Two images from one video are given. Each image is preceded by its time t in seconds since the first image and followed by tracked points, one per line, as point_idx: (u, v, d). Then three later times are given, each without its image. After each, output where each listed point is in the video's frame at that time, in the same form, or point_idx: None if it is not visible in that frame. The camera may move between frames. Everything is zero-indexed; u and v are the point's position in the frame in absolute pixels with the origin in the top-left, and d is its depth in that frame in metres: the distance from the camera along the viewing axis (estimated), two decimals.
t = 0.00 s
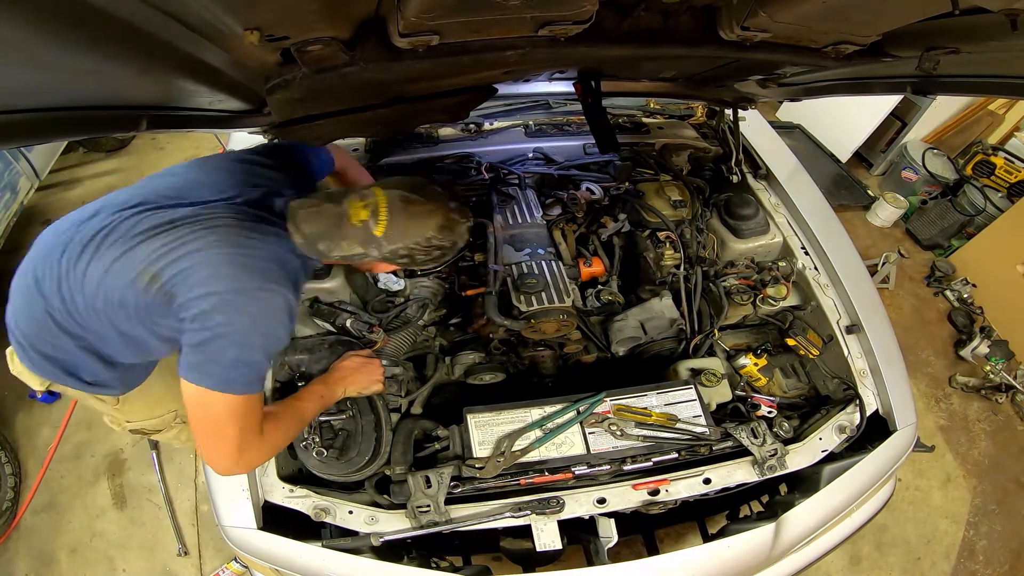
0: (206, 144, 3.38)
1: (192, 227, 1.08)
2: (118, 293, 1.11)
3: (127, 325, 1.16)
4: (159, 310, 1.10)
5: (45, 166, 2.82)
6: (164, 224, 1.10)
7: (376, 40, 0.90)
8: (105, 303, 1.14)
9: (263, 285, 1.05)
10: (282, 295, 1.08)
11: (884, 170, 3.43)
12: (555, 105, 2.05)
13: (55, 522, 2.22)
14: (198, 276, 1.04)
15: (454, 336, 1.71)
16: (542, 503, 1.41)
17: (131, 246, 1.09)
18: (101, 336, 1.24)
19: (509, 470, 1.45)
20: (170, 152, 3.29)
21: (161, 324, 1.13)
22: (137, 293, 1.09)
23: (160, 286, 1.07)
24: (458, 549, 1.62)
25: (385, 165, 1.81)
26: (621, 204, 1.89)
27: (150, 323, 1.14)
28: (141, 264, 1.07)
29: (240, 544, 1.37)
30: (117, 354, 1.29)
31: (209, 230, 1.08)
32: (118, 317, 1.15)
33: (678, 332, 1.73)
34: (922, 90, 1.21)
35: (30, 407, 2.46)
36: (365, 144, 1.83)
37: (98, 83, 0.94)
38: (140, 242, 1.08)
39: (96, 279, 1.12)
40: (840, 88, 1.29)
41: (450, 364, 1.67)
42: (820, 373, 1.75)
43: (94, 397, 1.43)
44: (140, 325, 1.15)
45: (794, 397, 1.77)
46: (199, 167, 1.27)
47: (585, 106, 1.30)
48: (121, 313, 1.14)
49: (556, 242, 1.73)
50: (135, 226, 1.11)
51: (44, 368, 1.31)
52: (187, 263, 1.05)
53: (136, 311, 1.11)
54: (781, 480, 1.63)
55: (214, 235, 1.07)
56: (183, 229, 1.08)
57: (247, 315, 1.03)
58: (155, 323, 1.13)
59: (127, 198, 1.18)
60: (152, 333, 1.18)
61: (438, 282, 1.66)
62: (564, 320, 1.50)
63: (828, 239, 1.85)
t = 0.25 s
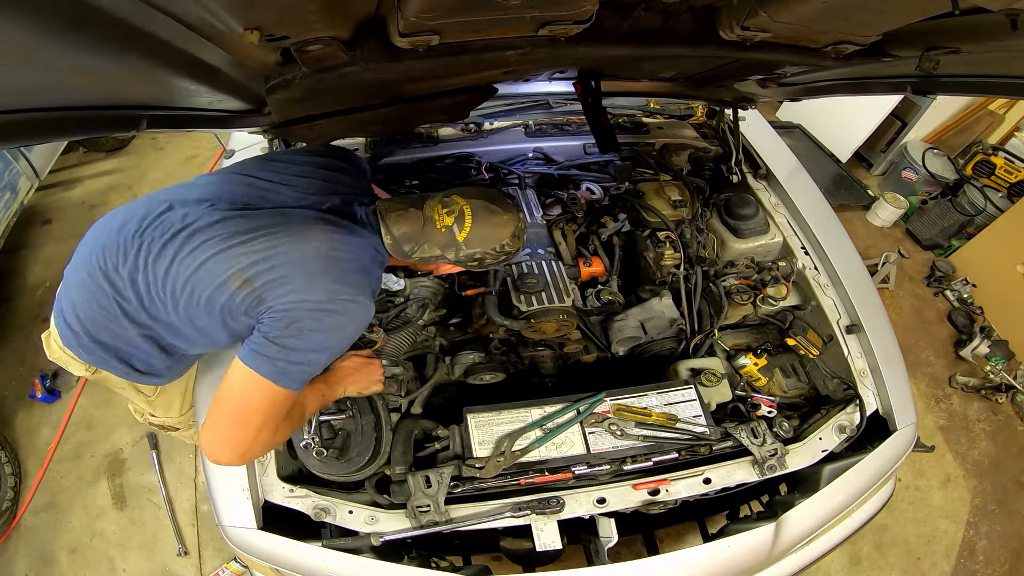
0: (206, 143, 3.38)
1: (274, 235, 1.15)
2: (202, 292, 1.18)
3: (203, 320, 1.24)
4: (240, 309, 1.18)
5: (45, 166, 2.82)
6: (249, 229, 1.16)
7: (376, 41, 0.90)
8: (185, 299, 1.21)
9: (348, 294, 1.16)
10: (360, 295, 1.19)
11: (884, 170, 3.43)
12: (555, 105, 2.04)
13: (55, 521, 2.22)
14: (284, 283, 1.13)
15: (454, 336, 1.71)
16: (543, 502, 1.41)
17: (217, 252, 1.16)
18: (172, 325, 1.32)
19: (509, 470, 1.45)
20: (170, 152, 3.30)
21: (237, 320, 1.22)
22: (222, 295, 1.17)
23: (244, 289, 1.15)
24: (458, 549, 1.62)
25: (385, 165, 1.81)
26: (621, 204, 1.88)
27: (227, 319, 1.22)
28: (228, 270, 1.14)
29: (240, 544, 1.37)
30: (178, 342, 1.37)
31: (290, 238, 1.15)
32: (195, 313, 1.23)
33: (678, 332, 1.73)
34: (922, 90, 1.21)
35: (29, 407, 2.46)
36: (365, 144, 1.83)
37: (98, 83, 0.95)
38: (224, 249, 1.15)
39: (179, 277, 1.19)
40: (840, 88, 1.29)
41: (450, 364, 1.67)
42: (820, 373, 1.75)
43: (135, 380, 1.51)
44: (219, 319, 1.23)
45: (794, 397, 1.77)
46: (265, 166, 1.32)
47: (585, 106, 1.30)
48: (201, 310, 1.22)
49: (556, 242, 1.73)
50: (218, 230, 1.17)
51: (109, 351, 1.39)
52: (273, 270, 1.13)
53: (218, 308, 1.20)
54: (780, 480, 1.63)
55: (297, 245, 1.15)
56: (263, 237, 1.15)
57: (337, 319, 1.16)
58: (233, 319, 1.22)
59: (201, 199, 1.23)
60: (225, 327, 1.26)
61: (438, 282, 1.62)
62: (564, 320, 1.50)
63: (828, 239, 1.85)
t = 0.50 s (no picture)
0: (207, 144, 3.38)
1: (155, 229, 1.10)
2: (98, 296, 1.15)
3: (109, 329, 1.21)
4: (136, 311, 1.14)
5: (45, 166, 2.82)
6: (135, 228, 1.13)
7: (377, 41, 0.90)
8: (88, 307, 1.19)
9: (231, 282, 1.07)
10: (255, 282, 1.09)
11: (884, 170, 3.43)
12: (555, 105, 2.05)
13: (55, 521, 2.22)
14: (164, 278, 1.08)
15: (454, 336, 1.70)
16: (543, 503, 1.41)
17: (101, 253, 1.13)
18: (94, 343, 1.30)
19: (509, 470, 1.45)
20: (170, 152, 3.29)
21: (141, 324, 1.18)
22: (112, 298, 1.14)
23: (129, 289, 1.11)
24: (458, 549, 1.62)
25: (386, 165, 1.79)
26: (621, 204, 1.89)
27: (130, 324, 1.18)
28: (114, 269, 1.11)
29: (240, 544, 1.37)
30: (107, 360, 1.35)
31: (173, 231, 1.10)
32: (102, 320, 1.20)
33: (678, 332, 1.73)
34: (922, 90, 1.21)
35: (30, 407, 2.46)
36: (366, 144, 1.81)
37: (98, 83, 0.95)
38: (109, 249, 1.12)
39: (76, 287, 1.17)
40: (840, 88, 1.29)
41: (450, 364, 1.67)
42: (820, 373, 1.75)
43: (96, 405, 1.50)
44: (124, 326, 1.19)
45: (794, 397, 1.77)
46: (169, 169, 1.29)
47: (584, 106, 1.30)
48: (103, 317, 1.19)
49: (556, 242, 1.73)
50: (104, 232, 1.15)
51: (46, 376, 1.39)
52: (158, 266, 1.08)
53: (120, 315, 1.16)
54: (781, 480, 1.63)
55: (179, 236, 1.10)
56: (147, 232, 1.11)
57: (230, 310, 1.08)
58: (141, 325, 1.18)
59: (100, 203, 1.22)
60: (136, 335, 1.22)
61: (438, 282, 1.67)
62: (564, 320, 1.50)
63: (828, 239, 1.85)
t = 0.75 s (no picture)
0: (206, 144, 3.37)
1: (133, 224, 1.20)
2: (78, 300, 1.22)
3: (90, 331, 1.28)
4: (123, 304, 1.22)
5: (45, 166, 2.82)
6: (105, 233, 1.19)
7: (377, 40, 0.90)
8: (66, 313, 1.25)
9: (224, 250, 1.17)
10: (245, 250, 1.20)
11: (884, 170, 3.43)
12: (555, 106, 2.05)
13: (55, 521, 2.22)
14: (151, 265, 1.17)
15: (454, 336, 1.70)
16: (543, 502, 1.41)
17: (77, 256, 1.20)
18: (67, 355, 1.35)
19: (509, 470, 1.45)
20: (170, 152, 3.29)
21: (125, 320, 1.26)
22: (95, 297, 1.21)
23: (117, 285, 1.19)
24: (458, 549, 1.62)
25: (385, 165, 1.81)
26: (621, 203, 1.89)
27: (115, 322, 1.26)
28: (96, 268, 1.18)
29: (240, 544, 1.37)
30: (84, 369, 1.41)
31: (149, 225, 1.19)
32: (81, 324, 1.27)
33: (679, 332, 1.72)
34: (922, 90, 1.21)
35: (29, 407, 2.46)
36: (366, 144, 1.82)
37: (98, 83, 0.95)
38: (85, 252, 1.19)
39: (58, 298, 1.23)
40: (840, 88, 1.29)
41: (450, 364, 1.66)
42: (820, 373, 1.75)
43: (71, 420, 1.55)
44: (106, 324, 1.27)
45: (794, 397, 1.77)
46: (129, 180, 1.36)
47: (585, 106, 1.30)
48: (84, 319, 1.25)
49: (556, 242, 1.73)
50: (74, 238, 1.21)
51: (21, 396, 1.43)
52: (145, 258, 1.17)
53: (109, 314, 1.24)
54: (780, 480, 1.63)
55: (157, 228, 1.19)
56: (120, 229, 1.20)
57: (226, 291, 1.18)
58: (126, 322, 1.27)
59: (60, 214, 1.27)
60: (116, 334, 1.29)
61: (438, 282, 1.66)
62: (564, 320, 1.49)
63: (828, 239, 1.85)
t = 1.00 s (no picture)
0: (206, 144, 3.38)
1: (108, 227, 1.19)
2: (57, 306, 1.22)
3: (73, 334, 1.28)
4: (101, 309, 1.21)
5: (45, 166, 2.82)
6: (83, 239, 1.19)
7: (377, 40, 0.90)
8: (48, 318, 1.25)
9: (191, 264, 1.16)
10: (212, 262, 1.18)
11: (884, 170, 3.43)
12: (555, 105, 2.06)
13: (54, 521, 2.22)
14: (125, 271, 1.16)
15: (454, 336, 1.70)
16: (543, 503, 1.41)
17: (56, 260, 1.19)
18: (58, 355, 1.35)
19: (509, 470, 1.45)
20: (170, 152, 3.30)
21: (107, 324, 1.25)
22: (73, 302, 1.20)
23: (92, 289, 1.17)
24: (458, 549, 1.62)
25: (384, 166, 1.82)
26: (621, 203, 1.89)
27: (97, 326, 1.25)
28: (72, 273, 1.17)
29: (240, 544, 1.37)
30: (79, 370, 1.41)
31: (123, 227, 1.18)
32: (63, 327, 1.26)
33: (679, 332, 1.72)
34: (922, 90, 1.21)
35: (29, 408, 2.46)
36: (365, 144, 1.82)
37: (98, 84, 0.95)
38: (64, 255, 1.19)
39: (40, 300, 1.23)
40: (840, 88, 1.29)
41: (451, 364, 1.65)
42: (820, 373, 1.75)
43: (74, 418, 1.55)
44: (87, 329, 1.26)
45: (794, 397, 1.77)
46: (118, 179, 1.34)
47: (585, 106, 1.30)
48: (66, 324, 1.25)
49: (556, 242, 1.72)
50: (57, 241, 1.20)
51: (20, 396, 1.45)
52: (117, 266, 1.16)
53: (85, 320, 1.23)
54: (781, 480, 1.63)
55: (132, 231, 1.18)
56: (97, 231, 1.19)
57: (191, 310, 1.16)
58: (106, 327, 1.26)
59: (48, 213, 1.27)
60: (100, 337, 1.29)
61: (438, 282, 1.67)
62: (564, 320, 1.49)
63: (828, 239, 1.85)
